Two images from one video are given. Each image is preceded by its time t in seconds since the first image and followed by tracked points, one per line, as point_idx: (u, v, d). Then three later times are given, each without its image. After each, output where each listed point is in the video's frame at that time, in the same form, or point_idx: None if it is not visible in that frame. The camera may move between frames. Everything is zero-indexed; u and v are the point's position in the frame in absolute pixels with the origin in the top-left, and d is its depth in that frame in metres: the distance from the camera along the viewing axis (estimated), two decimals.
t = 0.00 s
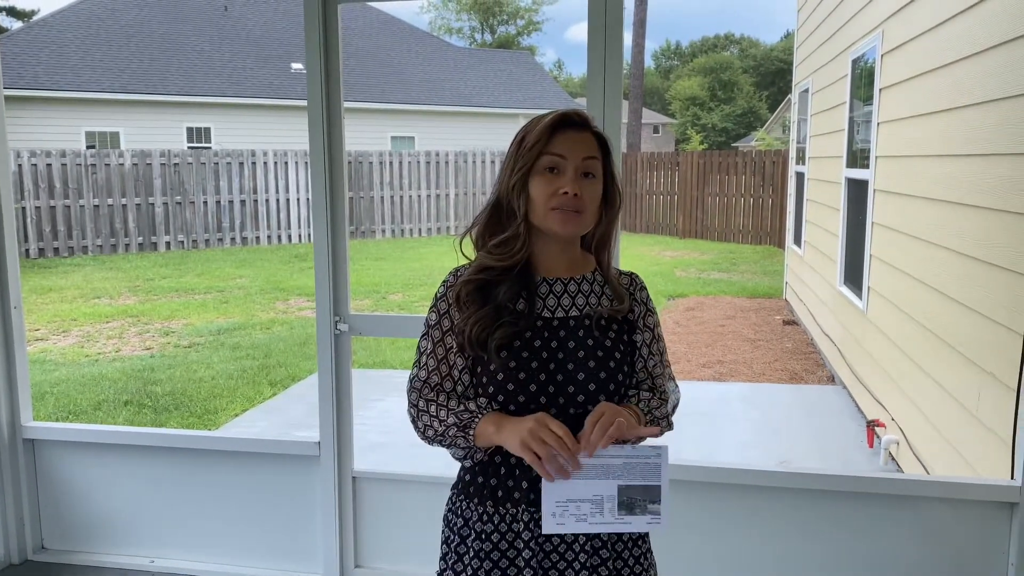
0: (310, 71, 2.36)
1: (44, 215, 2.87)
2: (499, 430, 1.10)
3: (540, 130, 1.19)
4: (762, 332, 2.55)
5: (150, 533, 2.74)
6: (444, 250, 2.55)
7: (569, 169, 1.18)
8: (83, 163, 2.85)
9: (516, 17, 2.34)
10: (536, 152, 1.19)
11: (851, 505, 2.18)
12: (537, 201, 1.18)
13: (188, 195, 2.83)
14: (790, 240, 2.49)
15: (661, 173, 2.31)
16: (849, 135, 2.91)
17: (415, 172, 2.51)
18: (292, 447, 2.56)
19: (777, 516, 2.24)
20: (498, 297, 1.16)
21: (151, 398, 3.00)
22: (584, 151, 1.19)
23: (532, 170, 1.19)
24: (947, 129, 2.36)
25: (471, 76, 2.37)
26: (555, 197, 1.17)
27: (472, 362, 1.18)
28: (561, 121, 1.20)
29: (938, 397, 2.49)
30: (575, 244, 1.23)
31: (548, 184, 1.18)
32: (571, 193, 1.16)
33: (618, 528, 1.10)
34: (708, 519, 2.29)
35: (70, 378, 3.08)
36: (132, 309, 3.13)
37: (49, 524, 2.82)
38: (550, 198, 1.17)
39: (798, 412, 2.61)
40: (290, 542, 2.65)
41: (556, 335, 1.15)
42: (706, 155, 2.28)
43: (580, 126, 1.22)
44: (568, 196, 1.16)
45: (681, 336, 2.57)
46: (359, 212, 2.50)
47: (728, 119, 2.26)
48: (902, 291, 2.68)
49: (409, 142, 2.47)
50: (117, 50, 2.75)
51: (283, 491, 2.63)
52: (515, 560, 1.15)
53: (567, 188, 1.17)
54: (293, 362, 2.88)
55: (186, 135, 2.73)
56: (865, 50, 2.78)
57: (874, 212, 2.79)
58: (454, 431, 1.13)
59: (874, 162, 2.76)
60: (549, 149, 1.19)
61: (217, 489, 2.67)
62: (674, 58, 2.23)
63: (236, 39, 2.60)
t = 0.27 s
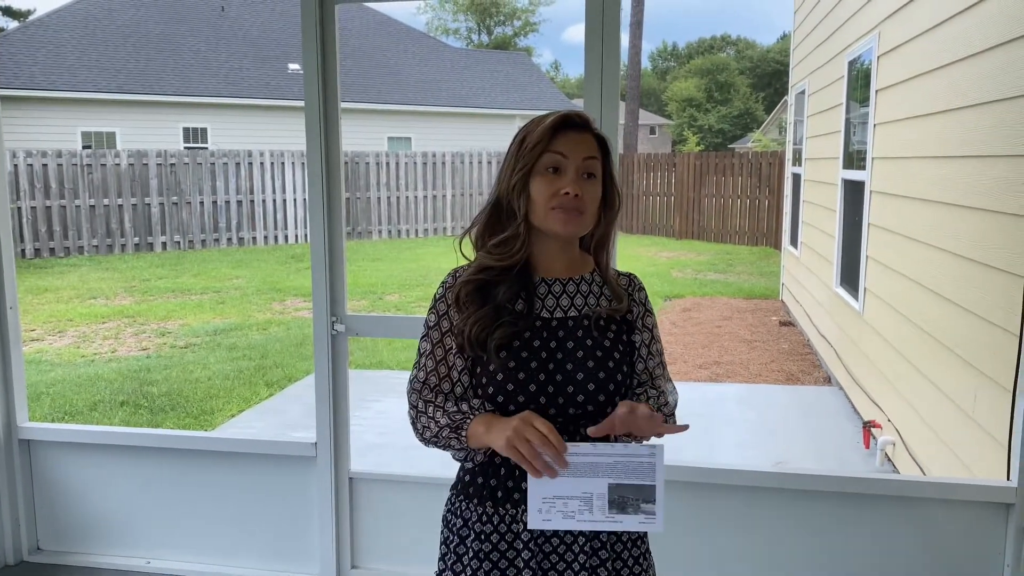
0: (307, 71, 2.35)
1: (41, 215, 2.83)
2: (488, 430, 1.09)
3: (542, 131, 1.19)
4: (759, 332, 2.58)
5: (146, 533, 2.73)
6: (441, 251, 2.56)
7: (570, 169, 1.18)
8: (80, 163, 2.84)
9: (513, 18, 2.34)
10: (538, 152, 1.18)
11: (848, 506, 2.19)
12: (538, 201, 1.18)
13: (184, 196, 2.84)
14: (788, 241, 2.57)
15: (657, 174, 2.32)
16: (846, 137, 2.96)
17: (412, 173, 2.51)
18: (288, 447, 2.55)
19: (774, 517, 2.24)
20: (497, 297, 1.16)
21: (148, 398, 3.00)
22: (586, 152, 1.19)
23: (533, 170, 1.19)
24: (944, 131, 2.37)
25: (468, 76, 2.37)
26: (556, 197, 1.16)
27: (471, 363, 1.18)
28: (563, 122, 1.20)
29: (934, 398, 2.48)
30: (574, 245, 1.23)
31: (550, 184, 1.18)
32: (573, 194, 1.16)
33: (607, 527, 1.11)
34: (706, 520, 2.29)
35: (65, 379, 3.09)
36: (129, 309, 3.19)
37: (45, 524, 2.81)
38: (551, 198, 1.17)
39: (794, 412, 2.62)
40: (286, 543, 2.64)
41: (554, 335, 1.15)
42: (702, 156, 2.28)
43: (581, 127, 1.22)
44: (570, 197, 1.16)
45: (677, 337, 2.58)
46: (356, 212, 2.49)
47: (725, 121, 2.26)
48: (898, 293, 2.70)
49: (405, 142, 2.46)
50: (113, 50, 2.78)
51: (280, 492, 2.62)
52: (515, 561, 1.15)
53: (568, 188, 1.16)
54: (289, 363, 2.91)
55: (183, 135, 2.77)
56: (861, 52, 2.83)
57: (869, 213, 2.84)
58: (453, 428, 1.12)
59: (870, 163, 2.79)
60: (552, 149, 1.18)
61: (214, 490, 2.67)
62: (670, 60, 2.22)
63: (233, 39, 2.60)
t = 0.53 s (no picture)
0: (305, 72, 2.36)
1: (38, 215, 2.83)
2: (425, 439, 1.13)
3: (548, 133, 1.19)
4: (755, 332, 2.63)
5: (144, 534, 2.73)
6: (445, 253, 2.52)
7: (575, 171, 1.18)
8: (77, 163, 2.85)
9: (511, 19, 2.34)
10: (544, 153, 1.18)
11: (845, 507, 2.19)
12: (541, 202, 1.18)
13: (181, 196, 2.84)
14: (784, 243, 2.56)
15: (655, 175, 2.32)
16: (845, 138, 2.98)
17: (409, 173, 2.50)
18: (286, 448, 2.55)
19: (772, 518, 2.24)
20: (495, 298, 1.16)
21: (145, 399, 3.04)
22: (591, 154, 1.20)
23: (538, 172, 1.19)
24: (941, 133, 2.37)
25: (466, 77, 2.37)
26: (561, 198, 1.16)
27: (470, 364, 1.18)
28: (569, 124, 1.20)
29: (930, 399, 2.49)
30: (575, 246, 1.23)
31: (554, 185, 1.18)
32: (577, 195, 1.16)
33: (536, 470, 1.08)
34: (703, 520, 2.29)
35: (62, 379, 3.10)
36: (126, 309, 3.17)
37: (43, 524, 2.81)
38: (555, 199, 1.17)
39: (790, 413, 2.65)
40: (285, 543, 2.64)
41: (553, 335, 1.14)
42: (700, 158, 2.28)
43: (587, 130, 1.22)
44: (574, 198, 1.16)
45: (675, 337, 2.60)
46: (354, 213, 2.50)
47: (723, 122, 2.26)
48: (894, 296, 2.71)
49: (403, 143, 2.45)
50: (113, 50, 2.75)
51: (278, 492, 2.62)
52: (517, 563, 1.11)
53: (573, 190, 1.16)
54: (288, 364, 2.87)
55: (182, 135, 2.71)
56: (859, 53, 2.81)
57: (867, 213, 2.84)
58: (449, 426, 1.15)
59: (868, 164, 2.79)
60: (557, 151, 1.19)
61: (211, 490, 2.66)
62: (668, 60, 2.22)
63: (230, 39, 2.59)
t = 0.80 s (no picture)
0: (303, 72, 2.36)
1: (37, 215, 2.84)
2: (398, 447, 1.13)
3: (547, 133, 1.18)
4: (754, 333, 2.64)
5: (141, 534, 2.73)
6: (439, 253, 2.55)
7: (575, 172, 1.18)
8: (75, 163, 2.86)
9: (509, 19, 2.35)
10: (544, 154, 1.18)
11: (844, 507, 2.19)
12: (542, 204, 1.18)
13: (179, 197, 2.81)
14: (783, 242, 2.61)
15: (654, 176, 2.32)
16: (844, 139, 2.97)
17: (408, 174, 2.49)
18: (285, 449, 2.55)
19: (770, 518, 2.24)
20: (498, 300, 1.16)
21: (144, 399, 3.04)
22: (590, 154, 1.19)
23: (538, 174, 1.19)
24: (940, 134, 2.38)
25: (465, 78, 2.36)
26: (562, 199, 1.16)
27: (471, 367, 1.18)
28: (568, 124, 1.19)
29: (929, 400, 2.50)
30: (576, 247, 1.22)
31: (555, 186, 1.17)
32: (578, 196, 1.16)
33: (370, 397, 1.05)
34: (702, 520, 2.29)
35: (61, 379, 3.10)
36: (124, 310, 3.18)
37: (41, 525, 2.80)
38: (556, 200, 1.16)
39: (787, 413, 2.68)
40: (283, 543, 2.64)
41: (555, 336, 1.14)
42: (698, 158, 2.29)
43: (587, 130, 1.21)
44: (575, 199, 1.16)
45: (672, 338, 2.54)
46: (352, 213, 2.50)
47: (721, 123, 2.27)
48: (893, 296, 2.71)
49: (401, 144, 2.46)
50: (111, 50, 2.76)
51: (276, 493, 2.62)
52: (517, 563, 1.11)
53: (573, 191, 1.16)
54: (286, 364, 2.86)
55: (179, 136, 2.71)
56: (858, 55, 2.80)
57: (865, 214, 2.84)
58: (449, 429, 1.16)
59: (868, 166, 2.79)
60: (556, 152, 1.18)
61: (209, 491, 2.66)
62: (666, 62, 2.19)
63: (229, 39, 2.59)
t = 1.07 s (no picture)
0: (303, 72, 2.38)
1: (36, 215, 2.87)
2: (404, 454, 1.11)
3: (553, 136, 1.18)
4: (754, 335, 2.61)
5: (141, 534, 2.73)
6: (443, 255, 2.52)
7: (580, 175, 1.18)
8: (74, 163, 2.85)
9: (509, 20, 2.34)
10: (549, 157, 1.18)
11: (843, 508, 2.19)
12: (546, 207, 1.18)
13: (179, 197, 2.83)
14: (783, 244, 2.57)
15: (654, 176, 2.33)
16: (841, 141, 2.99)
17: (408, 175, 2.48)
18: (284, 449, 2.55)
19: (770, 519, 2.25)
20: (499, 303, 1.16)
21: (143, 400, 3.05)
22: (595, 158, 1.19)
23: (542, 177, 1.19)
24: (940, 135, 2.38)
25: (464, 79, 2.37)
26: (566, 203, 1.17)
27: (471, 369, 1.18)
28: (574, 127, 1.19)
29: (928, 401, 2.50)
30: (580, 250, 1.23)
31: (560, 189, 1.17)
32: (582, 200, 1.16)
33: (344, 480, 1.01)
34: (702, 521, 2.29)
35: (60, 380, 3.12)
36: (122, 311, 3.15)
37: (41, 526, 2.80)
38: (560, 204, 1.17)
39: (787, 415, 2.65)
40: (282, 543, 2.64)
41: (556, 340, 1.14)
42: (698, 160, 2.29)
43: (593, 133, 1.22)
44: (579, 203, 1.16)
45: (672, 339, 2.54)
46: (352, 214, 2.51)
47: (720, 124, 2.27)
48: (893, 297, 2.71)
49: (401, 144, 2.44)
50: (108, 50, 2.73)
51: (276, 493, 2.62)
52: (517, 565, 1.10)
53: (578, 194, 1.17)
54: (286, 365, 2.88)
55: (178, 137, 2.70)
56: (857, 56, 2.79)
57: (865, 214, 2.82)
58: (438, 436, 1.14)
59: (868, 167, 2.78)
60: (562, 155, 1.18)
61: (209, 492, 2.66)
62: (666, 63, 2.21)
63: (228, 40, 2.59)
